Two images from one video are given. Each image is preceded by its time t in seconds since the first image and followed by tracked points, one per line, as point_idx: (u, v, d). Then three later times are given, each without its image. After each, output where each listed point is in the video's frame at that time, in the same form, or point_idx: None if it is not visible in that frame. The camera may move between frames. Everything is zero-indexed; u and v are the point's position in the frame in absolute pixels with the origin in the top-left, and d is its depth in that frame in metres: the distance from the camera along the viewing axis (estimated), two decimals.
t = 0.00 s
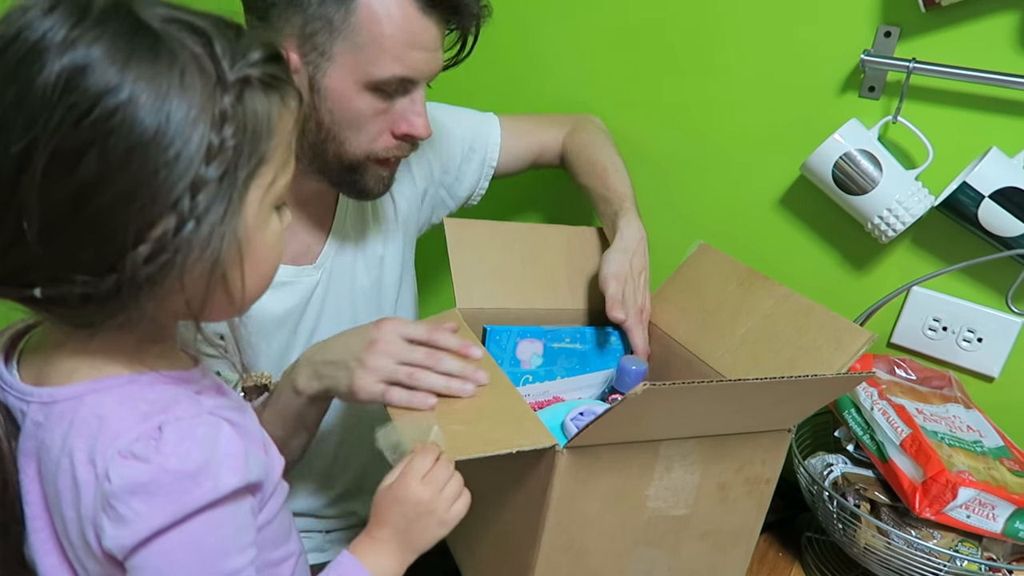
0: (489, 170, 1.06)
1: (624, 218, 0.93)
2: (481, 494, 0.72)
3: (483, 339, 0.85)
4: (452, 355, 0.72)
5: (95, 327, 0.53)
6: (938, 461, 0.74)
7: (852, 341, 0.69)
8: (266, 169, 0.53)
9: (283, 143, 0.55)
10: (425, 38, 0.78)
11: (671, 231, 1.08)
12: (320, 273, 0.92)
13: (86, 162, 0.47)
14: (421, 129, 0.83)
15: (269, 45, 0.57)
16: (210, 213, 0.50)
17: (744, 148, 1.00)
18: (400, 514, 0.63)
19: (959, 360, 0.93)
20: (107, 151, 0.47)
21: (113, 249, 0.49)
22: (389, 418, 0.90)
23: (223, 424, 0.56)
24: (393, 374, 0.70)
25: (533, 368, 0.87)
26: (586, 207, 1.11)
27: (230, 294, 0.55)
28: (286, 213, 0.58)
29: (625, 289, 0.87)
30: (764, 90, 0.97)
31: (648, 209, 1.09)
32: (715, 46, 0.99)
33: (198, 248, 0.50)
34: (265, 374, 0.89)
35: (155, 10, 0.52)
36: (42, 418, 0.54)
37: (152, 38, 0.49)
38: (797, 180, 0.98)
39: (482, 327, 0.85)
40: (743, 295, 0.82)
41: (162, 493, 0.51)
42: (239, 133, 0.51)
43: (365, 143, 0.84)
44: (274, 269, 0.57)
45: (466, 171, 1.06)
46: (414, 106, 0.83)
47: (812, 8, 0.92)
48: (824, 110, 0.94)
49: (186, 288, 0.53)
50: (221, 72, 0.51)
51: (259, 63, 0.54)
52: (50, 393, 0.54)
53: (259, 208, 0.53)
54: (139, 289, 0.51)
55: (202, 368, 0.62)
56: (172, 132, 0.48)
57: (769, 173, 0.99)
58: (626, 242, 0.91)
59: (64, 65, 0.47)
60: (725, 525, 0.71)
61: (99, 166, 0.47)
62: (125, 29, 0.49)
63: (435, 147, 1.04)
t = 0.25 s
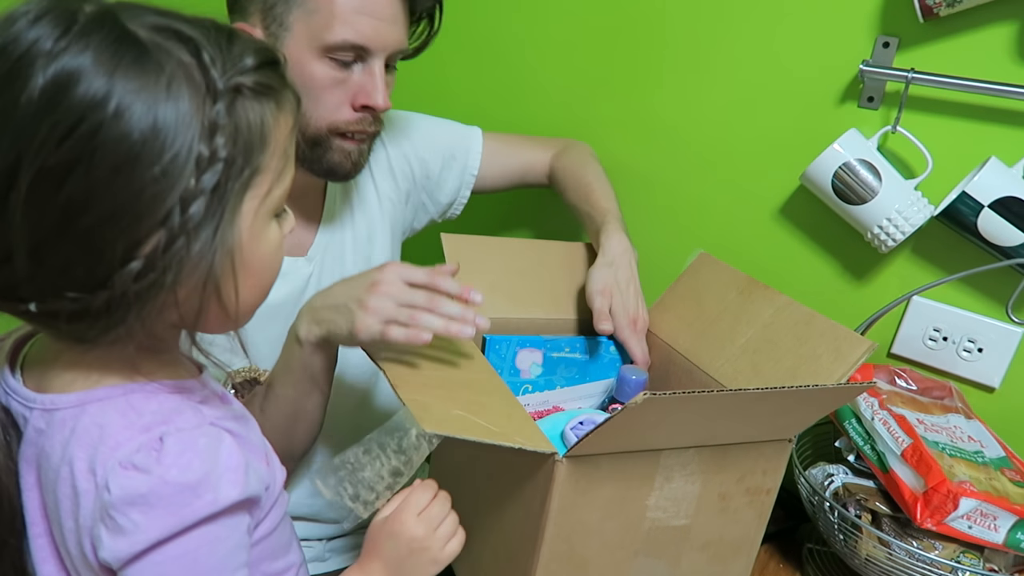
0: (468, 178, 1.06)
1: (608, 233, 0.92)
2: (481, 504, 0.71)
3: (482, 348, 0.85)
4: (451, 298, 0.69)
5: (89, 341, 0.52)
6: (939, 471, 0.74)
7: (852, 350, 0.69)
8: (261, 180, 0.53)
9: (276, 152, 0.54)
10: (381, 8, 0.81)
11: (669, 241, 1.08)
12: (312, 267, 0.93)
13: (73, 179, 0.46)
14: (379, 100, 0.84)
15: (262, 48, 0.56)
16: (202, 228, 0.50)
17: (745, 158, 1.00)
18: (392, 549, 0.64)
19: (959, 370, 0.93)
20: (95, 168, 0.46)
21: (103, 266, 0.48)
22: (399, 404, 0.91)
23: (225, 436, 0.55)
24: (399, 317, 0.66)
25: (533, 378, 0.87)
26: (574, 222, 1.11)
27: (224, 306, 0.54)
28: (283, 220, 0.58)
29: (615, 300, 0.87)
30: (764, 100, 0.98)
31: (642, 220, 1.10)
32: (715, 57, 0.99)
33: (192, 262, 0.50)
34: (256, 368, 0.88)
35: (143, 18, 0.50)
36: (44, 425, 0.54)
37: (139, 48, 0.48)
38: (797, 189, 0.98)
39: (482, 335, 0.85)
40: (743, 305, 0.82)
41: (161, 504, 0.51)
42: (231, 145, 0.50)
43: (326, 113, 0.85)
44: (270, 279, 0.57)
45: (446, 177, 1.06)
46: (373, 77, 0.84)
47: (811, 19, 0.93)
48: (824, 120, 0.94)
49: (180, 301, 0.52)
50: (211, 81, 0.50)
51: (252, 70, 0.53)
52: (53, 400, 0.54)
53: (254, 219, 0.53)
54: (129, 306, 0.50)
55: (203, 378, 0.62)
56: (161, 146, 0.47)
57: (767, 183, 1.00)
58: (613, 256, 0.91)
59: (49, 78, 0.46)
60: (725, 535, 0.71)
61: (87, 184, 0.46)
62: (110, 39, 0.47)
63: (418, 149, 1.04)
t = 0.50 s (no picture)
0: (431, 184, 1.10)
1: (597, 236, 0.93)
2: (473, 506, 0.71)
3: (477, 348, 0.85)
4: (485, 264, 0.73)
5: (78, 346, 0.52)
6: (934, 472, 0.74)
7: (847, 351, 0.68)
8: (245, 179, 0.51)
9: (261, 149, 0.52)
10: None
11: (663, 244, 1.08)
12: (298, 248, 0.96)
13: (48, 188, 0.45)
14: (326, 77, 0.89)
15: (244, 42, 0.54)
16: (184, 233, 0.49)
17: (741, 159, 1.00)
18: None
19: (955, 372, 0.93)
20: (67, 175, 0.45)
21: (84, 274, 0.47)
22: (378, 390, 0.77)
23: (216, 443, 0.56)
24: (433, 268, 0.70)
25: (527, 380, 0.87)
26: (550, 234, 1.12)
27: (210, 306, 0.54)
28: (272, 218, 0.57)
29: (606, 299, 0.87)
30: (759, 101, 0.97)
31: (632, 223, 1.09)
32: (710, 58, 0.99)
33: (175, 266, 0.49)
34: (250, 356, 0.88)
35: (117, 17, 0.49)
36: (36, 424, 0.54)
37: (110, 49, 0.46)
38: (792, 190, 0.98)
39: (477, 337, 0.85)
40: (737, 306, 0.82)
41: (153, 507, 0.50)
42: (211, 144, 0.49)
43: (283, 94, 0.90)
44: (263, 279, 0.56)
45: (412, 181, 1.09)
46: (322, 59, 0.89)
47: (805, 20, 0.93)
48: (819, 121, 0.94)
49: (167, 304, 0.52)
50: (186, 79, 0.48)
51: (232, 65, 0.51)
52: (45, 400, 0.53)
53: (240, 219, 0.52)
54: (111, 313, 0.50)
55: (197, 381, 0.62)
56: (134, 149, 0.46)
57: (761, 185, 1.00)
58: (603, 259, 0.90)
59: (20, 85, 0.45)
60: (719, 537, 0.70)
61: (61, 192, 0.45)
62: (81, 40, 0.46)
63: (393, 151, 1.08)
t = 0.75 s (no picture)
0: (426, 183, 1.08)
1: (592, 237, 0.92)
2: (482, 505, 0.70)
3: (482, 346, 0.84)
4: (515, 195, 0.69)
5: (92, 346, 0.50)
6: (946, 469, 0.73)
7: (857, 348, 0.68)
8: (258, 174, 0.51)
9: (273, 143, 0.51)
10: None
11: (667, 241, 1.08)
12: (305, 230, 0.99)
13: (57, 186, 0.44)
14: (309, 67, 0.90)
15: (255, 32, 0.53)
16: (197, 229, 0.48)
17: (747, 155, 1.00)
18: None
19: (964, 369, 0.92)
20: (77, 173, 0.44)
21: (95, 274, 0.46)
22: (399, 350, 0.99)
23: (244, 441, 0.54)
24: (459, 191, 0.67)
25: (534, 377, 0.86)
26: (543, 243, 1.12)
27: (225, 303, 0.53)
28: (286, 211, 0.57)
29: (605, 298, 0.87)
30: (765, 97, 0.97)
31: (633, 220, 1.09)
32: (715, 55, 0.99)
33: (189, 265, 0.48)
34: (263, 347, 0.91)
35: (123, 8, 0.47)
36: (53, 423, 0.52)
37: (118, 41, 0.45)
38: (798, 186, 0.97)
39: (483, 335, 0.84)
40: (745, 303, 0.81)
41: (183, 510, 0.50)
42: (223, 137, 0.48)
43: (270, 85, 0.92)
44: (277, 274, 0.55)
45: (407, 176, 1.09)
46: (306, 49, 0.91)
47: (811, 15, 0.92)
48: (825, 116, 0.94)
49: (180, 303, 0.50)
50: (197, 71, 0.47)
51: (243, 57, 0.50)
52: (61, 397, 0.52)
53: (254, 214, 0.51)
54: (124, 313, 0.48)
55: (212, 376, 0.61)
56: (146, 144, 0.44)
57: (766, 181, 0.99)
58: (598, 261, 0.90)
59: (27, 79, 0.44)
60: (730, 535, 0.69)
61: (71, 190, 0.44)
62: (87, 33, 0.45)
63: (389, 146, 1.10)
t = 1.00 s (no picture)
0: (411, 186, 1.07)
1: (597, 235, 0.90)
2: (490, 501, 0.70)
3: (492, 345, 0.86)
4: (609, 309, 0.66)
5: (131, 343, 0.51)
6: (952, 469, 0.73)
7: (866, 348, 0.69)
8: (297, 174, 0.51)
9: (312, 144, 0.52)
10: None
11: (676, 240, 1.08)
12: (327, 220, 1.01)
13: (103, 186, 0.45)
14: (337, 69, 0.90)
15: (292, 37, 0.54)
16: (238, 229, 0.48)
17: (758, 157, 1.00)
18: None
19: (971, 370, 0.92)
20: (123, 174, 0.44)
21: (138, 272, 0.47)
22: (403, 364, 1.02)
23: (277, 438, 0.54)
24: (580, 265, 0.65)
25: (542, 375, 0.87)
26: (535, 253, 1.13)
27: (262, 303, 0.53)
28: (319, 211, 0.57)
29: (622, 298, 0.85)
30: (776, 97, 0.97)
31: (639, 222, 1.09)
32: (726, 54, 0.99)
33: (229, 264, 0.48)
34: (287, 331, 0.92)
35: (167, 12, 0.48)
36: (84, 417, 0.53)
37: (163, 45, 0.46)
38: (806, 187, 0.97)
39: (492, 331, 0.86)
40: (753, 303, 0.81)
41: (223, 505, 0.50)
42: (265, 138, 0.48)
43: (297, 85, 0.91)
44: (309, 273, 0.55)
45: (397, 180, 1.08)
46: (333, 52, 0.91)
47: (821, 15, 0.92)
48: (834, 117, 0.94)
49: (218, 300, 0.51)
50: (240, 73, 0.48)
51: (284, 60, 0.51)
52: (94, 391, 0.53)
53: (290, 214, 0.51)
54: (163, 311, 0.49)
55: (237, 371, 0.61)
56: (190, 145, 0.45)
57: (777, 183, 0.99)
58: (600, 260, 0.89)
59: (75, 81, 0.44)
60: (738, 532, 0.70)
61: (117, 190, 0.45)
62: (133, 37, 0.46)
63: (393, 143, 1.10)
